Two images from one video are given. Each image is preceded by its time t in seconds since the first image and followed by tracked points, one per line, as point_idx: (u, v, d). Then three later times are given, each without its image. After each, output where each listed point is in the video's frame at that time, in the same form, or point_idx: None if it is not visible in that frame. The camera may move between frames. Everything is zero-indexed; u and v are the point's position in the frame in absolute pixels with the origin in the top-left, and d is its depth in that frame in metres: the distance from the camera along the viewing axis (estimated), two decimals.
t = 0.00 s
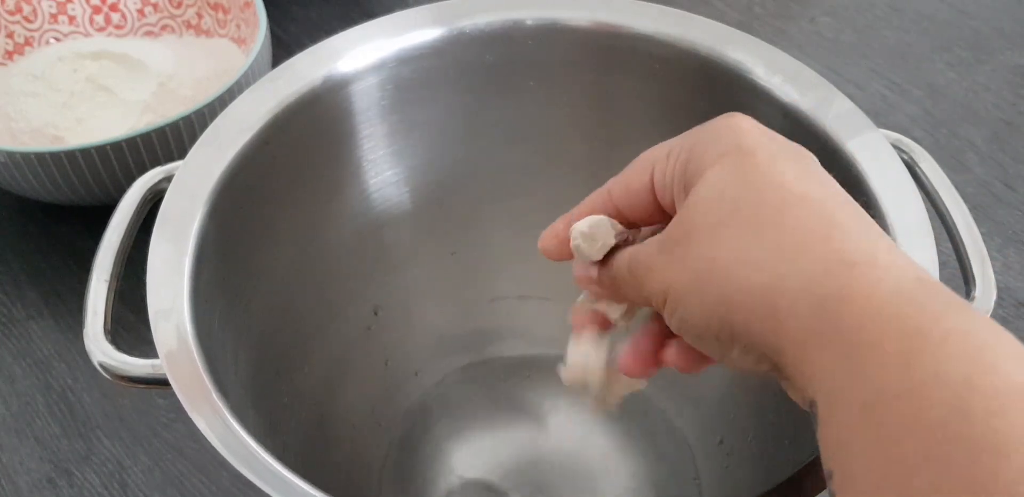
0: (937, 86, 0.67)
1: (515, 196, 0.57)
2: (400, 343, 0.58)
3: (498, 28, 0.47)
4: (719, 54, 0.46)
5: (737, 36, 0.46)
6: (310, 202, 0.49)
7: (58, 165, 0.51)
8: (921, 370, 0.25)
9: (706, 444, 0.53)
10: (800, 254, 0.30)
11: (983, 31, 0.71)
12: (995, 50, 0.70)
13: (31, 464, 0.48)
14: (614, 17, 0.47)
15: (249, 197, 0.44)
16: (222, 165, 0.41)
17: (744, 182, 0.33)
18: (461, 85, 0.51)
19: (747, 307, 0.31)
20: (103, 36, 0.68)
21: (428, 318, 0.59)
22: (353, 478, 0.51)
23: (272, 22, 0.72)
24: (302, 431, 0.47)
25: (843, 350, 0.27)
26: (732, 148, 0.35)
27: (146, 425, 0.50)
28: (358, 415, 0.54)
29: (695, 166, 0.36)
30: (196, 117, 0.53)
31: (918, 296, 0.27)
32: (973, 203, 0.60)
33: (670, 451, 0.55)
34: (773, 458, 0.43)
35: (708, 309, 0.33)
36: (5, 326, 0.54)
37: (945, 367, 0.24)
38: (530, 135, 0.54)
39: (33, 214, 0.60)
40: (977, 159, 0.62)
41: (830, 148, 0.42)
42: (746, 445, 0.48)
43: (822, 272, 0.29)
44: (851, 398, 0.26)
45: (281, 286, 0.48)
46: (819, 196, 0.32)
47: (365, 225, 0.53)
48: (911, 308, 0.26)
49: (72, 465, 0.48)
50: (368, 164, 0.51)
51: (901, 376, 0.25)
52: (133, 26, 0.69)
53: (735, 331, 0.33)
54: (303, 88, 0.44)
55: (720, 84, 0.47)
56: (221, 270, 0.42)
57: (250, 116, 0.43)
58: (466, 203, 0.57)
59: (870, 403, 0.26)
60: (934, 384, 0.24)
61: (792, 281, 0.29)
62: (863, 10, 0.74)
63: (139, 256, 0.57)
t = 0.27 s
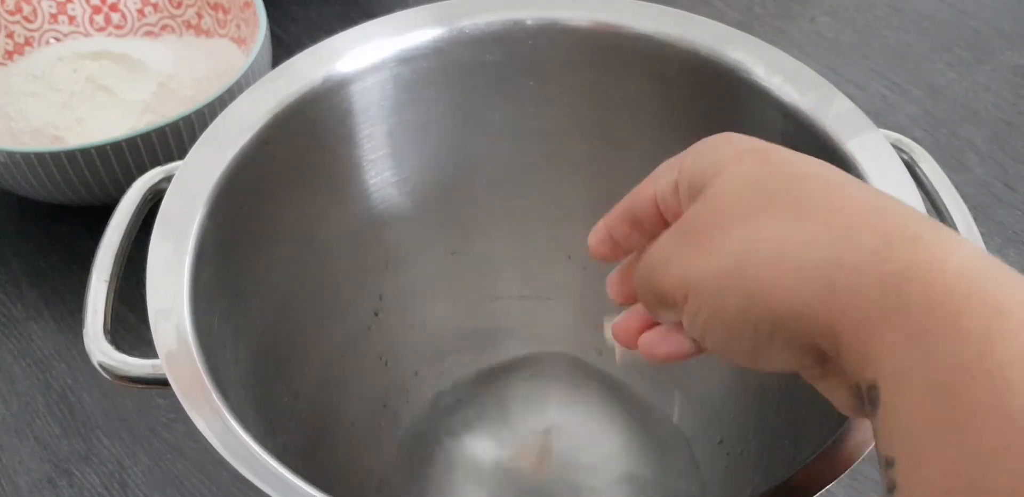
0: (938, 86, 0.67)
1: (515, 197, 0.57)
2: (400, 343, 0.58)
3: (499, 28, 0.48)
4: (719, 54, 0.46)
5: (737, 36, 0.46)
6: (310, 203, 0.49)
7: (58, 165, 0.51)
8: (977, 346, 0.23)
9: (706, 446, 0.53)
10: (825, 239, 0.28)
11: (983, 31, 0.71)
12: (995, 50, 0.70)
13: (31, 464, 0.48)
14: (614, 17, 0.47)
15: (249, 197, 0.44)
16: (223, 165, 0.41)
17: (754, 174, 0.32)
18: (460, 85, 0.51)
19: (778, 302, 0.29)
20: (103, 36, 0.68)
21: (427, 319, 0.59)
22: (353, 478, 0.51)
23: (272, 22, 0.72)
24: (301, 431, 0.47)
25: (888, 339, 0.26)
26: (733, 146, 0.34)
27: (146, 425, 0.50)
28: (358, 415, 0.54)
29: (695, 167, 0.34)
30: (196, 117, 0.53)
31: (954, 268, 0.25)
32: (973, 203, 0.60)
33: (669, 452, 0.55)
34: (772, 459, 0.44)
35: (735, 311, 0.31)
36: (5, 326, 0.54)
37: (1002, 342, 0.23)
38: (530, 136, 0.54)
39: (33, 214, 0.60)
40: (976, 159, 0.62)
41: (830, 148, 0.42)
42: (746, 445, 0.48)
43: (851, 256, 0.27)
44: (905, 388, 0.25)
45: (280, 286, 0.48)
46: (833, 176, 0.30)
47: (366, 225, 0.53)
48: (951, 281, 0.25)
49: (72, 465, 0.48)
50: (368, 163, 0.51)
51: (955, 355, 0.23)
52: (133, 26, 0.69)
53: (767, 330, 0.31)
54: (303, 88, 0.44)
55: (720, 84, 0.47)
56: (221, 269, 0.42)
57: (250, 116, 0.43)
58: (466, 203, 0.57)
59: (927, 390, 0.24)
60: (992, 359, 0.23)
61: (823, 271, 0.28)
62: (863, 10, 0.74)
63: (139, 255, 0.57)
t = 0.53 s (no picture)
0: (938, 86, 0.67)
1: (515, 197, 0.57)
2: (399, 343, 0.58)
3: (499, 28, 0.48)
4: (719, 54, 0.46)
5: (737, 36, 0.46)
6: (310, 203, 0.49)
7: (59, 165, 0.51)
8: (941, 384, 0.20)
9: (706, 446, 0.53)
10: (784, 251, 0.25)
11: (983, 31, 0.71)
12: (995, 50, 0.70)
13: (31, 464, 0.48)
14: (614, 17, 0.47)
15: (249, 197, 0.44)
16: (223, 166, 0.41)
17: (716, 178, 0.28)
18: (460, 85, 0.51)
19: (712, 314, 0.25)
20: (103, 36, 0.68)
21: (427, 319, 0.59)
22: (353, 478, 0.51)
23: (272, 22, 0.72)
24: (301, 432, 0.47)
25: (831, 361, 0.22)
26: (690, 151, 0.31)
27: (146, 425, 0.50)
28: (358, 415, 0.54)
29: (653, 170, 0.31)
30: (196, 117, 0.53)
31: (924, 305, 0.22)
32: (973, 203, 0.60)
33: (669, 452, 0.55)
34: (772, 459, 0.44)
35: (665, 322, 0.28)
36: (5, 326, 0.54)
37: (944, 385, 0.20)
38: (530, 136, 0.54)
39: (34, 214, 0.60)
40: (977, 158, 0.62)
41: (830, 148, 0.42)
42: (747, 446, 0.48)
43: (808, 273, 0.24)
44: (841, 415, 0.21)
45: (281, 286, 0.48)
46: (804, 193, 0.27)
47: (365, 225, 0.53)
48: (899, 313, 0.22)
49: (72, 465, 0.48)
50: (367, 163, 0.51)
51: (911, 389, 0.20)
52: (133, 26, 0.69)
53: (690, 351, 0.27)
54: (303, 88, 0.44)
55: (720, 84, 0.47)
56: (221, 269, 0.42)
57: (250, 116, 0.43)
58: (465, 203, 0.57)
59: (862, 426, 0.20)
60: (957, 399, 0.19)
61: (771, 282, 0.24)
62: (863, 9, 0.74)
63: (139, 255, 0.57)
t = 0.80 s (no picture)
0: (937, 86, 0.67)
1: (515, 197, 0.57)
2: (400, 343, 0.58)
3: (499, 28, 0.48)
4: (719, 54, 0.46)
5: (737, 36, 0.46)
6: (310, 203, 0.49)
7: (58, 165, 0.51)
8: (880, 414, 0.22)
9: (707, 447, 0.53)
10: (750, 287, 0.27)
11: (983, 31, 0.71)
12: (995, 50, 0.70)
13: (31, 464, 0.48)
14: (614, 17, 0.47)
15: (249, 197, 0.44)
16: (223, 166, 0.41)
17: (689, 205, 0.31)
18: (460, 85, 0.51)
19: (689, 342, 0.28)
20: (103, 36, 0.68)
21: (427, 319, 0.59)
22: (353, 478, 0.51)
23: (272, 22, 0.72)
24: (301, 432, 0.47)
25: (786, 390, 0.25)
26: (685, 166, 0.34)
27: (146, 425, 0.50)
28: (358, 416, 0.54)
29: (656, 183, 0.34)
30: (196, 117, 0.53)
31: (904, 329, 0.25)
32: (973, 203, 0.60)
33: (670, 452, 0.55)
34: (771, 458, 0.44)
35: (651, 349, 0.31)
36: (5, 326, 0.54)
37: (918, 392, 0.22)
38: (530, 135, 0.54)
39: (34, 214, 0.60)
40: (977, 158, 0.62)
41: (831, 148, 0.42)
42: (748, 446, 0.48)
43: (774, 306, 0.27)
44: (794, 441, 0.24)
45: (280, 287, 0.48)
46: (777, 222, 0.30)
47: (365, 225, 0.53)
48: (882, 333, 0.25)
49: (72, 465, 0.48)
50: (368, 163, 0.51)
51: (856, 419, 0.22)
52: (133, 26, 0.69)
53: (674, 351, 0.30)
54: (303, 88, 0.44)
55: (720, 84, 0.47)
56: (221, 269, 0.42)
57: (250, 116, 0.43)
58: (466, 203, 0.57)
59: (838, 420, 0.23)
60: (898, 431, 0.22)
61: (741, 305, 0.27)
62: (863, 9, 0.74)
63: (139, 255, 0.57)
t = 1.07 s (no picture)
0: (937, 86, 0.67)
1: (515, 197, 0.57)
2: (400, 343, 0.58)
3: (499, 28, 0.48)
4: (719, 54, 0.46)
5: (737, 36, 0.46)
6: (310, 203, 0.49)
7: (58, 165, 0.51)
8: (893, 428, 0.24)
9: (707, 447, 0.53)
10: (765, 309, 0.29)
11: (982, 31, 0.71)
12: (995, 50, 0.70)
13: (31, 464, 0.48)
14: (614, 17, 0.47)
15: (249, 197, 0.44)
16: (223, 165, 0.41)
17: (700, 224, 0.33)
18: (460, 85, 0.51)
19: (702, 357, 0.30)
20: (103, 36, 0.68)
21: (427, 318, 0.59)
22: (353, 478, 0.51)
23: (272, 22, 0.72)
24: (301, 431, 0.47)
25: (802, 405, 0.27)
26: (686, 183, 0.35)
27: (146, 425, 0.50)
28: (358, 416, 0.54)
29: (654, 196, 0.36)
30: (196, 117, 0.53)
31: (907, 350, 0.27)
32: (973, 203, 0.60)
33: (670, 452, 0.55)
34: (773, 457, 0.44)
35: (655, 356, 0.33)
36: (5, 326, 0.54)
37: (929, 410, 0.25)
38: (531, 135, 0.54)
39: (34, 214, 0.60)
40: (976, 158, 0.62)
41: (831, 148, 0.42)
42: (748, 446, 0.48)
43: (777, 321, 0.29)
44: (814, 451, 0.26)
45: (280, 287, 0.48)
46: (770, 234, 0.32)
47: (365, 225, 0.53)
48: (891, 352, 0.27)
49: (72, 465, 0.48)
50: (368, 164, 0.51)
51: (871, 432, 0.25)
52: (133, 26, 0.69)
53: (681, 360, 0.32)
54: (303, 88, 0.44)
55: (720, 84, 0.47)
56: (221, 269, 0.42)
57: (250, 116, 0.43)
58: (466, 203, 0.57)
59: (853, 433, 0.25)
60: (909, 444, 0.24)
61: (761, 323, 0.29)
62: (863, 9, 0.74)
63: (139, 255, 0.57)
